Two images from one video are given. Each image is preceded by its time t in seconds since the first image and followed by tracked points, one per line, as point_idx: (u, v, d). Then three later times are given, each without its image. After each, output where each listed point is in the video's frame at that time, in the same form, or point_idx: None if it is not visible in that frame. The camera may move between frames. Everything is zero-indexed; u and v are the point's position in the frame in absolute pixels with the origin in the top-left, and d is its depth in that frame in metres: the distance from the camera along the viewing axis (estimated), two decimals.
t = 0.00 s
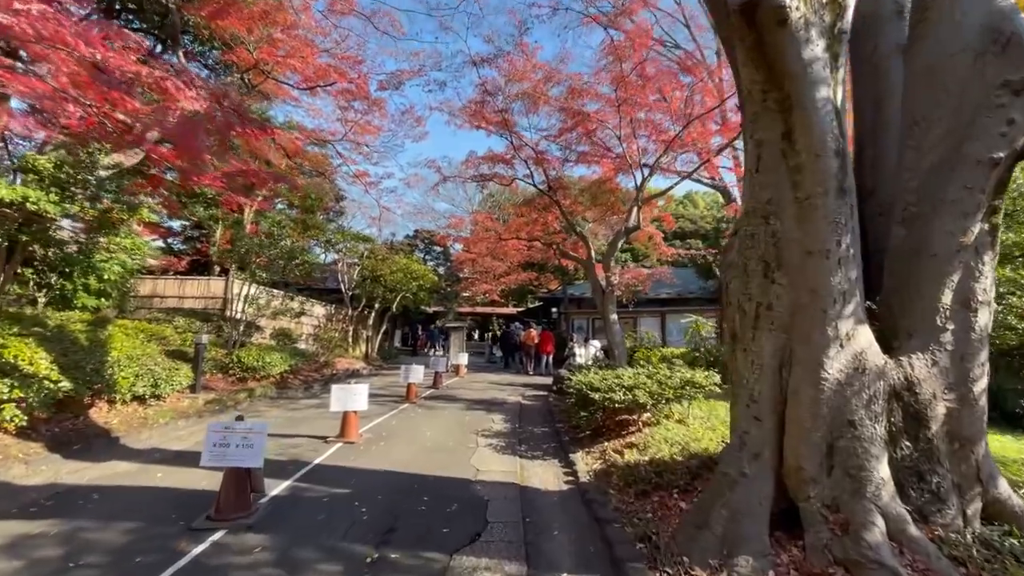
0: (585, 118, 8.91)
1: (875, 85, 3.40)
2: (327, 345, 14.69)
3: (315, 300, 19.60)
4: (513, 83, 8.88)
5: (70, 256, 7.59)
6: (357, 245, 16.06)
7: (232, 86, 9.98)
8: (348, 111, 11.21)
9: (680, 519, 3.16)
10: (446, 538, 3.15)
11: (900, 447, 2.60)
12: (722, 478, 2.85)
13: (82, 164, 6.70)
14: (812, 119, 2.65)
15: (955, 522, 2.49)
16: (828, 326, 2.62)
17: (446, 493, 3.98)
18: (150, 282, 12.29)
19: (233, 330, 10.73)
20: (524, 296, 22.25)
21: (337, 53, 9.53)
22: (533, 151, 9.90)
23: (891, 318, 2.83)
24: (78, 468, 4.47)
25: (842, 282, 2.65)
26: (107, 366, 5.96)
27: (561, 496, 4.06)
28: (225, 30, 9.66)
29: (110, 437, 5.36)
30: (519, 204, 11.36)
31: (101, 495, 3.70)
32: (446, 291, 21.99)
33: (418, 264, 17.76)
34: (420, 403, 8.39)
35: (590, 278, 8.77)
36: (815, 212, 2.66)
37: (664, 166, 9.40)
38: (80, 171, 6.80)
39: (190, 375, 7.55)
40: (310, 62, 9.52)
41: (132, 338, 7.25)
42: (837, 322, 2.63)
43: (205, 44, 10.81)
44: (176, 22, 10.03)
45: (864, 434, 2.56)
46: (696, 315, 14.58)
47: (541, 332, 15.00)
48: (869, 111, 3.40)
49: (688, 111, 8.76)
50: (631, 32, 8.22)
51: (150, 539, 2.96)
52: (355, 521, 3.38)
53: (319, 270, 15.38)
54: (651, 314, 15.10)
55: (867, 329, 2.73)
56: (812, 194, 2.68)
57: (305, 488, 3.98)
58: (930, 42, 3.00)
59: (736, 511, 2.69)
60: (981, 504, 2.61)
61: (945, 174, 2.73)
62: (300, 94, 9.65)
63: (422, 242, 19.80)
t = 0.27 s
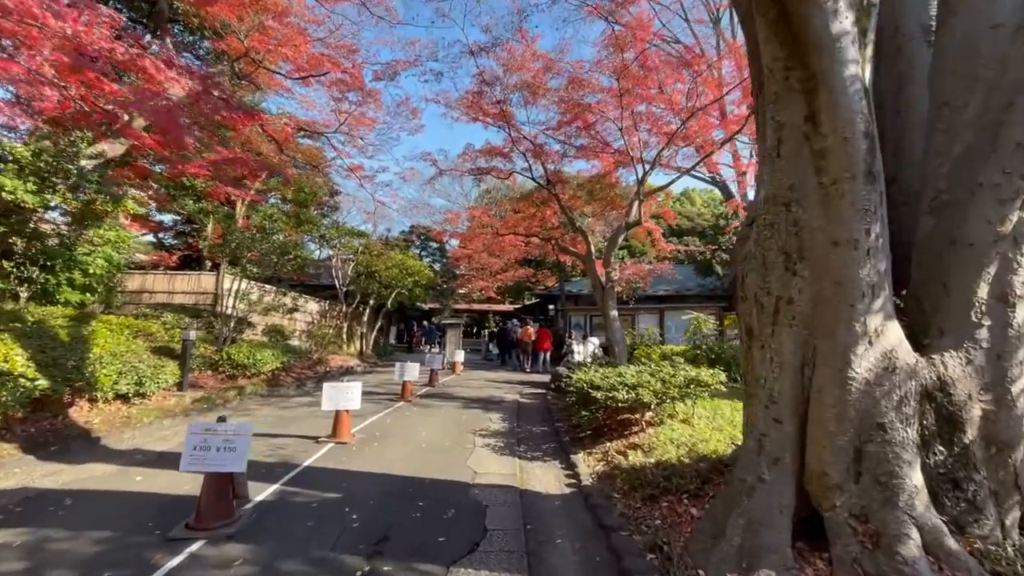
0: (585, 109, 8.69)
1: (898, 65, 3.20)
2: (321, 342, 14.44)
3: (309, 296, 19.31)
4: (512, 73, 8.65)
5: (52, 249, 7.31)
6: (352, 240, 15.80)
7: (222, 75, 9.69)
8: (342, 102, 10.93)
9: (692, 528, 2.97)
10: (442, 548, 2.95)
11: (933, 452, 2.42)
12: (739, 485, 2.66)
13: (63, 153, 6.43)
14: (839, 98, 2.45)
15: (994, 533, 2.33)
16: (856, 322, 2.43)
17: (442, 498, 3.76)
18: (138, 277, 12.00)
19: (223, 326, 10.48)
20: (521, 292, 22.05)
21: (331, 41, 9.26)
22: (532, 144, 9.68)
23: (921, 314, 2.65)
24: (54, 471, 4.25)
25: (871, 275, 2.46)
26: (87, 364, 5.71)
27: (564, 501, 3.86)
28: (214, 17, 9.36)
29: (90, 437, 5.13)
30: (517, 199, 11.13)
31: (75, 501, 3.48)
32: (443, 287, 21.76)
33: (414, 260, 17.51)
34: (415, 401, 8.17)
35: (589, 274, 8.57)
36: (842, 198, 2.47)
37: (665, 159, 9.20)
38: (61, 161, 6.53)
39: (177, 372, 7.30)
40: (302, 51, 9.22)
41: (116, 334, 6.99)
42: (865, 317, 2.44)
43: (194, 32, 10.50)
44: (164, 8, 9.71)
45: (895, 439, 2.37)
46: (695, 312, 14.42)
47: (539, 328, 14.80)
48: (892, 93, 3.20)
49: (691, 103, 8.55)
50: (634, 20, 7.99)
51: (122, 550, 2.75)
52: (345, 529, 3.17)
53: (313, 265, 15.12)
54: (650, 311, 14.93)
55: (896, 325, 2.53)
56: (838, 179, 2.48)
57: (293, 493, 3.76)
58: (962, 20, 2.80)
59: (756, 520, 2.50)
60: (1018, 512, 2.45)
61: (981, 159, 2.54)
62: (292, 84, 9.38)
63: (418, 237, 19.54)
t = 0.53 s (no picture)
0: (585, 104, 8.48)
1: (925, 51, 2.99)
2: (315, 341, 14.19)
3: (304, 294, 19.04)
4: (511, 66, 8.41)
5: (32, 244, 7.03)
6: (347, 237, 15.54)
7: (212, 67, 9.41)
8: (336, 95, 10.68)
9: (707, 546, 2.78)
10: (438, 569, 2.73)
11: (976, 469, 2.26)
12: (760, 502, 2.46)
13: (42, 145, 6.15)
14: (873, 81, 2.25)
15: None
16: (891, 327, 2.23)
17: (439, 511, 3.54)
18: (127, 274, 11.72)
19: (213, 325, 10.22)
20: (518, 291, 21.86)
21: (324, 32, 9.01)
22: (531, 139, 9.46)
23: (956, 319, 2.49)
24: (26, 479, 4.01)
25: (906, 275, 2.26)
26: (67, 365, 5.46)
27: (567, 514, 3.65)
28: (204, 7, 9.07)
29: (68, 443, 4.87)
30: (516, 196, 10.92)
31: (43, 514, 3.25)
32: (439, 286, 21.52)
33: (410, 258, 17.27)
34: (411, 403, 7.95)
35: (590, 273, 8.36)
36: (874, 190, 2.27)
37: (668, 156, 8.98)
38: (40, 154, 6.28)
39: (164, 373, 7.04)
40: (296, 42, 8.94)
41: (100, 334, 6.74)
42: (902, 322, 2.24)
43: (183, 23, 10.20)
44: None
45: (934, 454, 2.19)
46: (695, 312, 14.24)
47: (537, 328, 14.60)
48: (919, 80, 2.99)
49: (694, 98, 8.37)
50: (637, 12, 7.76)
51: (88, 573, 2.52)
52: (334, 547, 2.95)
53: (307, 263, 14.86)
54: (649, 311, 14.75)
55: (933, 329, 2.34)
56: (871, 170, 2.28)
57: (279, 505, 3.53)
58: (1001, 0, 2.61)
59: (780, 542, 2.31)
60: None
61: None
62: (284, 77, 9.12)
63: (414, 235, 19.29)
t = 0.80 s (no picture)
0: (586, 98, 8.28)
1: (953, 29, 2.79)
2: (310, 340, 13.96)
3: (299, 293, 18.80)
4: (511, 59, 8.20)
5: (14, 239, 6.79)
6: (342, 235, 15.32)
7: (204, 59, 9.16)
8: (331, 89, 10.47)
9: (721, 560, 2.59)
10: None
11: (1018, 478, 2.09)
12: (781, 515, 2.27)
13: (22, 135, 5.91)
14: (910, 56, 2.06)
15: None
16: (928, 325, 2.05)
17: (435, 519, 3.35)
18: (117, 271, 11.46)
19: (208, 324, 9.98)
20: (516, 290, 21.70)
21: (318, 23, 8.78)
22: (530, 135, 9.27)
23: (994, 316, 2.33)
24: None
25: (945, 268, 2.07)
26: (46, 364, 5.23)
27: (569, 522, 3.45)
28: None
29: (45, 446, 4.66)
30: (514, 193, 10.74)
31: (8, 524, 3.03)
32: (436, 284, 21.32)
33: (406, 256, 17.04)
34: (406, 403, 7.75)
35: (590, 271, 8.18)
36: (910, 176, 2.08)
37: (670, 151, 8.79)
38: (20, 144, 5.91)
39: (150, 373, 6.81)
40: (289, 33, 8.70)
41: (84, 332, 6.51)
42: (940, 319, 2.05)
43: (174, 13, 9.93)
44: None
45: (976, 465, 2.00)
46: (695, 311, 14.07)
47: (535, 327, 14.40)
48: (947, 60, 2.80)
49: (696, 93, 8.17)
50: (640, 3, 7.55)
51: None
52: (321, 560, 2.75)
53: (302, 260, 14.63)
54: (648, 310, 14.58)
55: (971, 328, 2.16)
56: (906, 154, 2.09)
57: (264, 514, 3.33)
58: None
59: (805, 560, 2.12)
60: None
61: None
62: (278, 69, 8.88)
63: (411, 233, 19.07)
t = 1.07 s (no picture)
0: (585, 92, 8.07)
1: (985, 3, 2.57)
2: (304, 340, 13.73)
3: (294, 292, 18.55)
4: (508, 52, 7.99)
5: None
6: (337, 233, 15.09)
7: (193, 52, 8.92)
8: (325, 84, 10.23)
9: None
10: None
11: None
12: (806, 534, 2.08)
13: None
14: (950, 28, 1.88)
15: None
16: (972, 325, 1.85)
17: (426, 532, 3.14)
18: (106, 269, 11.22)
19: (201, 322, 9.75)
20: (514, 289, 21.50)
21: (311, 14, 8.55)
22: (528, 131, 9.06)
23: None
24: None
25: (989, 262, 1.88)
26: (22, 366, 5.01)
27: (569, 535, 3.24)
28: None
29: (18, 451, 4.43)
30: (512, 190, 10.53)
31: None
32: (433, 284, 21.10)
33: (403, 255, 16.82)
34: (400, 405, 7.54)
35: (590, 269, 7.98)
36: (951, 160, 1.89)
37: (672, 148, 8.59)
38: None
39: (134, 374, 6.56)
40: (280, 25, 8.47)
41: (65, 332, 6.27)
42: (984, 319, 1.86)
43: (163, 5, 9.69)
44: None
45: None
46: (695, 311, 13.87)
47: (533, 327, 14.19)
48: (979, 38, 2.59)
49: (698, 89, 7.98)
50: None
51: None
52: None
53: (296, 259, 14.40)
54: (648, 310, 14.39)
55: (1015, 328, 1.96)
56: (946, 135, 1.90)
57: (243, 526, 3.11)
58: None
59: None
60: None
61: None
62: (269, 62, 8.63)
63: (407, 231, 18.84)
